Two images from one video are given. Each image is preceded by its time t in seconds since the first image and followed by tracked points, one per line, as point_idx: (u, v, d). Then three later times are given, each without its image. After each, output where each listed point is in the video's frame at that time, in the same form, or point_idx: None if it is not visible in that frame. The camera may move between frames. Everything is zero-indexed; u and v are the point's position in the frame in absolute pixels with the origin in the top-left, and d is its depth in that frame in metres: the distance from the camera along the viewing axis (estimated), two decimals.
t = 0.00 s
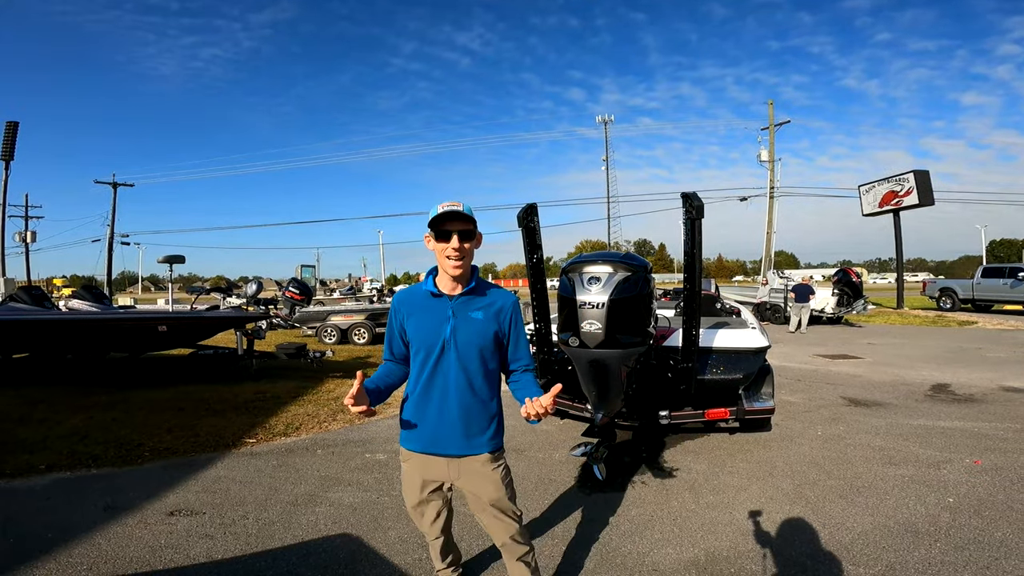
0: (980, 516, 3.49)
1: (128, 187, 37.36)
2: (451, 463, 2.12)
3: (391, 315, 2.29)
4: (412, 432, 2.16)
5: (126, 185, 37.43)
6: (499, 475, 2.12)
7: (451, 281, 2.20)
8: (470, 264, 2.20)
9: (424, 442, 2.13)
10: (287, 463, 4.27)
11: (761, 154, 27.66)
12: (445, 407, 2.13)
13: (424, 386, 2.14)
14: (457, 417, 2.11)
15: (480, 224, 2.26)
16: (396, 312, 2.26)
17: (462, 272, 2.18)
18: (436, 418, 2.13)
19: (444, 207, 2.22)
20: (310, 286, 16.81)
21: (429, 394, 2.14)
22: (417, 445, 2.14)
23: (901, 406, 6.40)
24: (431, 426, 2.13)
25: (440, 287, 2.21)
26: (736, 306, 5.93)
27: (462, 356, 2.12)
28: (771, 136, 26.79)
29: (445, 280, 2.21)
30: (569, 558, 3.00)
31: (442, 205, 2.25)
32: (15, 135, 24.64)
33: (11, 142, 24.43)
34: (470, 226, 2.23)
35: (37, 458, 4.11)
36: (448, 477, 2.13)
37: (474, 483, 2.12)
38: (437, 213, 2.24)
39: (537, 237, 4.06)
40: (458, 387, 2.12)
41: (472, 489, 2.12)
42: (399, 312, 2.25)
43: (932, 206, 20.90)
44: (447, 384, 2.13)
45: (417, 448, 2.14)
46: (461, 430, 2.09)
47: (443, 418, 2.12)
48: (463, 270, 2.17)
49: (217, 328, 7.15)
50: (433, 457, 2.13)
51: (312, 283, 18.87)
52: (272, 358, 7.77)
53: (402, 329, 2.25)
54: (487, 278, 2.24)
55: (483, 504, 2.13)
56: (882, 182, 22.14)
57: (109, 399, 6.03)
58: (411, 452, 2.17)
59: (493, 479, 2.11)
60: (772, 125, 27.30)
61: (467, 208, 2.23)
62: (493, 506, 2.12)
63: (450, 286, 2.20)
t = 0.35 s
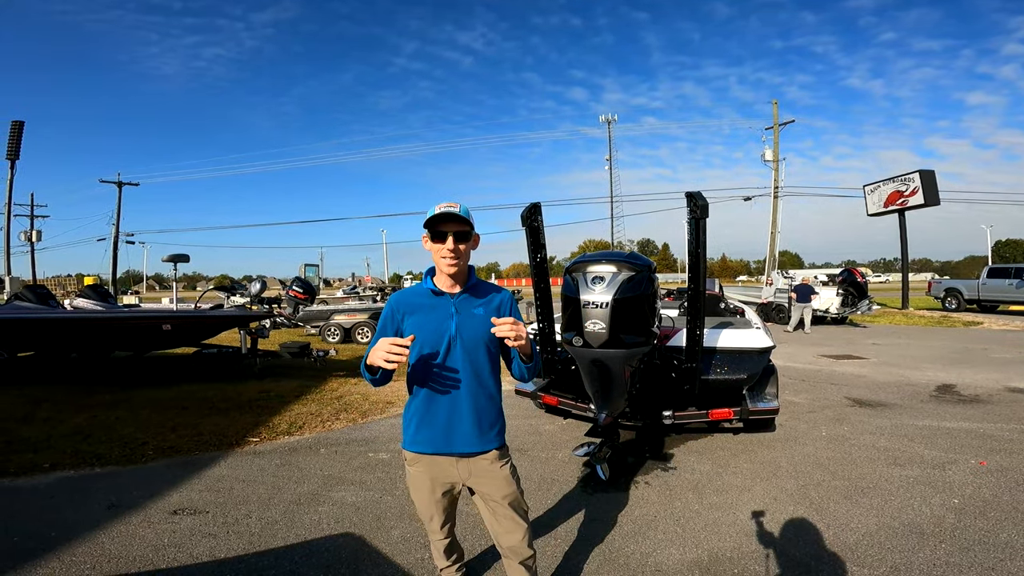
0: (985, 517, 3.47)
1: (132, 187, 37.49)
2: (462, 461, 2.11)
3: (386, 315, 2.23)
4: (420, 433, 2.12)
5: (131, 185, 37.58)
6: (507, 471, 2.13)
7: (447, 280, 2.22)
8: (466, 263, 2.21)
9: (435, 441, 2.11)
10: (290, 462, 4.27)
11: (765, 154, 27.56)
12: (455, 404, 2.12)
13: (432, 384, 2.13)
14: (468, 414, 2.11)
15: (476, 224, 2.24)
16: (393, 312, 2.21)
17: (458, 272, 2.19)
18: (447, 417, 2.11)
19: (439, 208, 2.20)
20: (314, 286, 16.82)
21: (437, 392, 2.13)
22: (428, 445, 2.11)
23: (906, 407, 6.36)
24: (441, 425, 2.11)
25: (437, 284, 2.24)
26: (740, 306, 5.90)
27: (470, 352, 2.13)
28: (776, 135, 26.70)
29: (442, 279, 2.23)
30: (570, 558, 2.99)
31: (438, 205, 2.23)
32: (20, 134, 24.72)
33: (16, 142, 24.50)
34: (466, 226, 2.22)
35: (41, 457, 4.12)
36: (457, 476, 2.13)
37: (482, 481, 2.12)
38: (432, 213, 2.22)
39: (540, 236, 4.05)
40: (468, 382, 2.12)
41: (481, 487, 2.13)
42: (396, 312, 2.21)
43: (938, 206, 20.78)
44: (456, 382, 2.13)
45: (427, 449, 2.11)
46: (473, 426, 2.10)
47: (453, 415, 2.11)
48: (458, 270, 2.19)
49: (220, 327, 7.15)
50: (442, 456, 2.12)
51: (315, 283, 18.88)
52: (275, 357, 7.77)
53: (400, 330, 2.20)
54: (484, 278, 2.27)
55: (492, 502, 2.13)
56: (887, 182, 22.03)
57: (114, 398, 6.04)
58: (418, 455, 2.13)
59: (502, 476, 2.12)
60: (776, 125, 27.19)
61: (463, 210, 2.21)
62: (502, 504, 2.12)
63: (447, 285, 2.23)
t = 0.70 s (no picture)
0: (988, 518, 3.45)
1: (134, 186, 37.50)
2: (476, 467, 2.10)
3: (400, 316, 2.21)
4: (435, 436, 2.11)
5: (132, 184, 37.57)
6: (521, 480, 2.13)
7: (466, 281, 2.20)
8: (485, 265, 2.20)
9: (451, 446, 2.09)
10: (292, 462, 4.26)
11: (767, 153, 27.52)
12: (471, 409, 2.12)
13: (450, 387, 2.12)
14: (485, 418, 2.10)
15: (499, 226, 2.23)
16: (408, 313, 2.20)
17: (477, 273, 2.18)
18: (464, 421, 2.11)
19: (461, 209, 2.18)
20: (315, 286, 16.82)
21: (454, 396, 2.12)
22: (443, 449, 2.10)
23: (907, 407, 6.35)
24: (457, 429, 2.10)
25: (455, 286, 2.21)
26: (741, 306, 5.89)
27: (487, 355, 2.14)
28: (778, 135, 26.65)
29: (460, 280, 2.21)
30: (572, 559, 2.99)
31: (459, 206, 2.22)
32: (23, 134, 24.76)
33: (18, 142, 24.53)
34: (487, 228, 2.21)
35: (43, 456, 4.12)
36: (470, 482, 2.13)
37: (496, 489, 2.11)
38: (454, 213, 2.20)
39: (542, 236, 4.04)
40: (485, 385, 2.13)
41: (494, 494, 2.12)
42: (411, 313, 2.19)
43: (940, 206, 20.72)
44: (472, 385, 2.12)
45: (441, 453, 2.09)
46: (489, 431, 2.09)
47: (469, 419, 2.11)
48: (478, 272, 2.18)
49: (222, 326, 7.15)
50: (456, 462, 2.10)
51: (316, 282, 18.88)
52: (276, 357, 7.77)
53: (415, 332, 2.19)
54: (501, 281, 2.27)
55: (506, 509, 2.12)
56: (889, 182, 21.98)
57: (115, 398, 6.04)
58: (431, 459, 2.12)
59: (515, 484, 2.11)
60: (778, 124, 27.13)
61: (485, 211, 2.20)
62: (517, 511, 2.10)
63: (465, 286, 2.20)
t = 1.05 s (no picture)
0: (987, 516, 3.46)
1: (132, 186, 37.47)
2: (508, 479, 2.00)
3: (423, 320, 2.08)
4: (463, 447, 2.00)
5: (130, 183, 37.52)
6: (551, 495, 2.04)
7: (495, 282, 2.12)
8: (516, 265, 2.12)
9: (480, 458, 1.98)
10: (291, 461, 4.26)
11: (766, 152, 27.52)
12: (501, 419, 2.01)
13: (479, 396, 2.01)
14: (515, 428, 2.00)
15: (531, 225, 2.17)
16: (431, 317, 2.07)
17: (507, 273, 2.10)
18: (493, 431, 2.00)
19: (492, 204, 2.12)
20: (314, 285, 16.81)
21: (484, 405, 2.01)
22: (472, 462, 1.99)
23: (906, 405, 6.36)
24: (487, 439, 1.99)
25: (483, 287, 2.13)
26: (740, 305, 5.90)
27: (518, 362, 2.03)
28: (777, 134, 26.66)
29: (489, 280, 2.13)
30: (572, 556, 2.99)
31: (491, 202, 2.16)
32: (21, 134, 24.71)
33: (15, 142, 24.49)
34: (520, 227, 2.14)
35: (41, 456, 4.11)
36: (500, 496, 2.03)
37: (526, 504, 2.02)
38: (484, 210, 2.14)
39: (541, 235, 4.04)
40: (516, 393, 2.02)
41: (523, 510, 2.03)
42: (435, 317, 2.06)
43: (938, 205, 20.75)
44: (502, 394, 2.02)
45: (470, 465, 1.99)
46: (521, 442, 1.99)
47: (499, 429, 2.00)
48: (508, 271, 2.10)
49: (220, 326, 7.14)
50: (487, 476, 2.00)
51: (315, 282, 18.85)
52: (275, 356, 7.76)
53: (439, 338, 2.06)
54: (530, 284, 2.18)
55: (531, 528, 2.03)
56: (887, 180, 22.00)
57: (114, 398, 6.04)
58: (460, 471, 2.01)
59: (547, 499, 2.03)
60: (777, 123, 27.12)
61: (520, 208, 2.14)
62: (543, 531, 2.01)
63: (493, 287, 2.12)
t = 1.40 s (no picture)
0: (986, 515, 3.46)
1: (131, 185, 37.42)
2: (532, 481, 1.90)
3: (443, 316, 1.92)
4: (486, 451, 1.87)
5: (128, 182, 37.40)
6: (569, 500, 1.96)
7: (516, 277, 1.97)
8: (536, 258, 1.97)
9: (504, 462, 1.86)
10: (290, 461, 4.26)
11: (765, 151, 27.51)
12: (528, 420, 1.89)
13: (504, 398, 1.87)
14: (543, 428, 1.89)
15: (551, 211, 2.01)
16: (452, 312, 1.91)
17: (526, 266, 1.95)
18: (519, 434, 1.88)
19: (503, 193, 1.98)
20: (314, 284, 16.81)
21: (508, 406, 1.88)
22: (496, 466, 1.86)
23: (905, 404, 6.37)
24: (511, 442, 1.87)
25: (504, 282, 1.99)
26: (740, 304, 5.90)
27: (545, 360, 1.90)
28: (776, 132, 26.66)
29: (509, 276, 1.98)
30: (572, 555, 3.00)
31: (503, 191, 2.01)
32: (19, 134, 24.67)
33: (14, 142, 24.46)
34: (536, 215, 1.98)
35: (41, 456, 4.11)
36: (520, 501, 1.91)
37: (544, 508, 1.93)
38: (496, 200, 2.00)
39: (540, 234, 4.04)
40: (542, 393, 1.89)
41: (539, 516, 1.94)
42: (456, 312, 1.91)
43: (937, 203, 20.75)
44: (529, 394, 1.89)
45: (493, 469, 1.86)
46: (548, 444, 1.89)
47: (524, 430, 1.88)
48: (527, 265, 1.94)
49: (220, 325, 7.14)
50: (511, 479, 1.88)
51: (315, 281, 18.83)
52: (275, 355, 7.76)
53: (459, 334, 1.91)
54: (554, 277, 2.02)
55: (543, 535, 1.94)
56: (887, 179, 21.99)
57: (114, 397, 6.04)
58: (484, 476, 1.87)
59: (566, 501, 1.96)
60: (776, 122, 27.11)
61: (533, 195, 1.97)
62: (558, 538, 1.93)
63: (514, 282, 1.98)
